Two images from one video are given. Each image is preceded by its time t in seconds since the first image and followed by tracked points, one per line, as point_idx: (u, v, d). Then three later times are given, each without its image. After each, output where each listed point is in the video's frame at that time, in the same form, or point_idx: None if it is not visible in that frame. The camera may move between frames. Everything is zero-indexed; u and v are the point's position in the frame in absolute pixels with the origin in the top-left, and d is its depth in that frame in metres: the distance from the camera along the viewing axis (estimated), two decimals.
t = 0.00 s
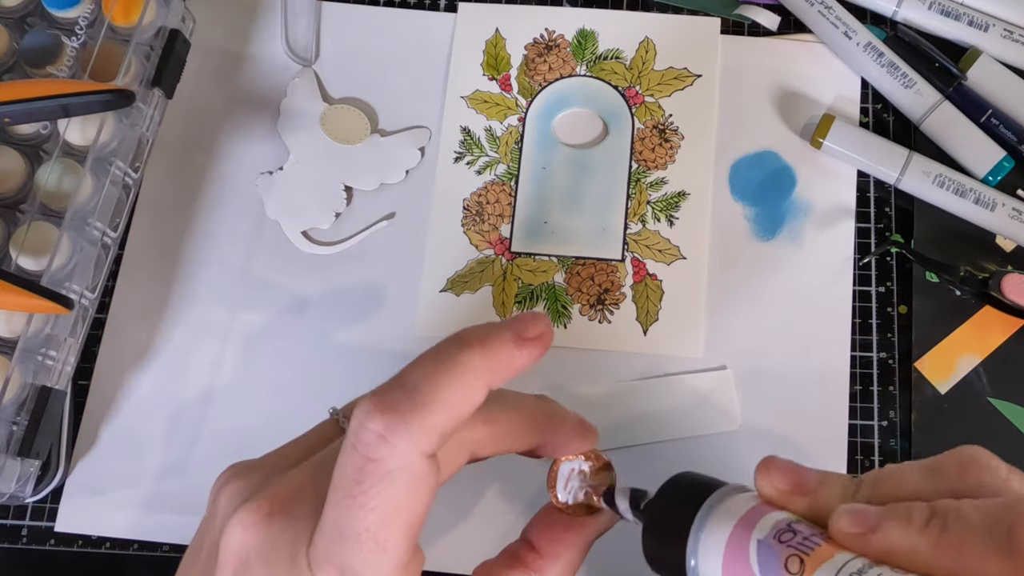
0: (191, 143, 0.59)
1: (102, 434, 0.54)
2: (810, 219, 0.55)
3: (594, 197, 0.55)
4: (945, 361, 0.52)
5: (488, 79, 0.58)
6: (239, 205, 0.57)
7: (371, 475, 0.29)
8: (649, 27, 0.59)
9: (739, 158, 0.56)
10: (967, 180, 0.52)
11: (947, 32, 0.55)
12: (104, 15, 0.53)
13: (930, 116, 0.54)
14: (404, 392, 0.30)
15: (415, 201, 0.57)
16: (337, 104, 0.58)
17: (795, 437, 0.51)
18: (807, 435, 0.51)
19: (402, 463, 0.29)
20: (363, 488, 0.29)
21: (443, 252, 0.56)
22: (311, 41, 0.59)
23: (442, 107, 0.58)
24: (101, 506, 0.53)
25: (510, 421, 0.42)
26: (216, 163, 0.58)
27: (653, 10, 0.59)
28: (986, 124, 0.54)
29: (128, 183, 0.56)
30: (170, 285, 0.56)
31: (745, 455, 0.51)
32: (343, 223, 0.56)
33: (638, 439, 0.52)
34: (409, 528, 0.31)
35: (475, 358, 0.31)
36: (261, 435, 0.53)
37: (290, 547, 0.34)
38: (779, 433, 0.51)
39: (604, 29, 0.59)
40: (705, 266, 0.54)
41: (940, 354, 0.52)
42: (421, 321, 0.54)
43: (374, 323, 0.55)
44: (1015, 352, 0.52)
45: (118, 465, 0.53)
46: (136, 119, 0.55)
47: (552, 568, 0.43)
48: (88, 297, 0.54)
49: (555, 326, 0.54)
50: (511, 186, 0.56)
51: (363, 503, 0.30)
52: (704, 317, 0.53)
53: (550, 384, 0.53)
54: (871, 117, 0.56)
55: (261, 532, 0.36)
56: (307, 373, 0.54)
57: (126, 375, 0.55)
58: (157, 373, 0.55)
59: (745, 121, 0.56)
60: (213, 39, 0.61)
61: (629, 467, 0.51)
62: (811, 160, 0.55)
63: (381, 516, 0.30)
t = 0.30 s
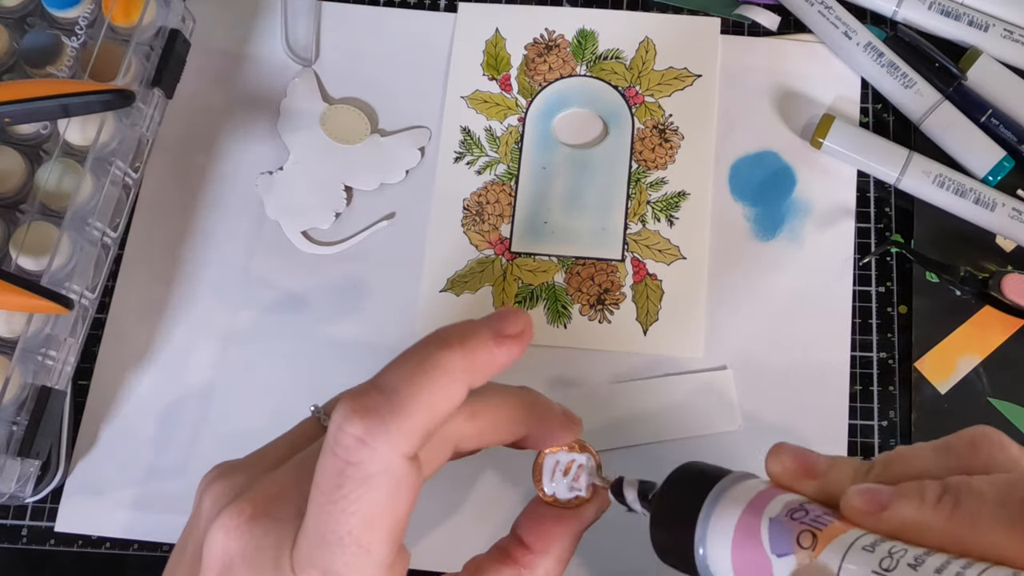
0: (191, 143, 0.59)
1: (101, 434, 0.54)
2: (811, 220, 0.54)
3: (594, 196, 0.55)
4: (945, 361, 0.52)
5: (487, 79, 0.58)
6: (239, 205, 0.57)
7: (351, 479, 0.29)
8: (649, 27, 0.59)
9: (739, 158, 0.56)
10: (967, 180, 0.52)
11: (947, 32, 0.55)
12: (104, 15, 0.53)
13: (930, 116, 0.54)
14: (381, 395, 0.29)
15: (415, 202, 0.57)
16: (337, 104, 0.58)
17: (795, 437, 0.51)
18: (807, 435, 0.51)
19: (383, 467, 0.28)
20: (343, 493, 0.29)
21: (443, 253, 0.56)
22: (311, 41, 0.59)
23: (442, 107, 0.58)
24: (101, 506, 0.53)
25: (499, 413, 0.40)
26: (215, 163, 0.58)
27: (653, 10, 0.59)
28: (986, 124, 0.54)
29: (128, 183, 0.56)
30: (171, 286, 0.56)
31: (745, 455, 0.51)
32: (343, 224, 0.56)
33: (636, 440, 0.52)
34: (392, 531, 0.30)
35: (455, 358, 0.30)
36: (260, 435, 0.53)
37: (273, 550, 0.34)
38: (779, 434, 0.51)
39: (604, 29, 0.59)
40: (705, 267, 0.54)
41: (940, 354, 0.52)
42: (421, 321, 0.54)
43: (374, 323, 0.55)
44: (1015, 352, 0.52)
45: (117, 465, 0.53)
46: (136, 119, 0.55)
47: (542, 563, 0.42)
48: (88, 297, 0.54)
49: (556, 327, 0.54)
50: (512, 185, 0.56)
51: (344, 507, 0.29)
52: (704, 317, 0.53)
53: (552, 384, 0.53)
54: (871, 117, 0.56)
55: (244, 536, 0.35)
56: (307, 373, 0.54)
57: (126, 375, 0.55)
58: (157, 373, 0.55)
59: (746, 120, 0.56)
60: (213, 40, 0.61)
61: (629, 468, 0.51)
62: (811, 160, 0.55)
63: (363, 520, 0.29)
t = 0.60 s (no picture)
0: (191, 143, 0.59)
1: (101, 433, 0.54)
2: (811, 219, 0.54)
3: (594, 196, 0.55)
4: (945, 361, 0.52)
5: (488, 79, 0.58)
6: (239, 204, 0.57)
7: (262, 437, 0.30)
8: (649, 26, 0.59)
9: (739, 158, 0.56)
10: (967, 180, 0.52)
11: (947, 32, 0.55)
12: (104, 15, 0.53)
13: (930, 116, 0.54)
14: (292, 356, 0.30)
15: (415, 202, 0.57)
16: (337, 104, 0.58)
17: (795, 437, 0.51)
18: (807, 434, 0.51)
19: (293, 426, 0.29)
20: (255, 449, 0.30)
21: (443, 252, 0.56)
22: (310, 40, 0.59)
23: (442, 107, 0.58)
24: (101, 506, 0.53)
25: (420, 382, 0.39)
26: (215, 163, 0.58)
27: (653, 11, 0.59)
28: (986, 124, 0.55)
29: (128, 183, 0.56)
30: (171, 285, 0.56)
31: (744, 456, 0.51)
32: (343, 223, 0.56)
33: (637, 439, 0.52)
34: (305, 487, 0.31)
35: (364, 322, 0.31)
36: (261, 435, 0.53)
37: (188, 509, 0.35)
38: (778, 434, 0.51)
39: (605, 29, 0.59)
40: (705, 267, 0.54)
41: (940, 354, 0.52)
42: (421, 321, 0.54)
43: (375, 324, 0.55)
44: (1015, 352, 0.52)
45: (117, 465, 0.53)
46: (136, 119, 0.55)
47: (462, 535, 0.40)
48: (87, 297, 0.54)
49: (556, 327, 0.54)
50: (512, 185, 0.56)
51: (256, 464, 0.30)
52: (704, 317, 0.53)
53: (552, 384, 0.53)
54: (871, 117, 0.56)
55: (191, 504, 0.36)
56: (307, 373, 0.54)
57: (126, 375, 0.55)
58: (157, 372, 0.55)
59: (745, 121, 0.56)
60: (213, 40, 0.61)
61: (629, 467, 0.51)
62: (811, 160, 0.55)
63: (274, 477, 0.30)
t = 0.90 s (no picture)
0: (191, 143, 0.59)
1: (101, 433, 0.54)
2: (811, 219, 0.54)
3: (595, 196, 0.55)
4: (944, 361, 0.52)
5: (488, 79, 0.58)
6: (239, 204, 0.57)
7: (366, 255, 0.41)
8: (649, 26, 0.59)
9: (739, 158, 0.56)
10: (967, 180, 0.52)
11: (947, 32, 0.55)
12: (104, 15, 0.53)
13: (930, 116, 0.54)
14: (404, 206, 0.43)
15: (415, 202, 0.57)
16: (337, 104, 0.58)
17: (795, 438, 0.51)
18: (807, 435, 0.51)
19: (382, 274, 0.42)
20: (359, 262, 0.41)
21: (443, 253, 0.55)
22: (310, 40, 0.59)
23: (442, 107, 0.58)
24: (101, 505, 0.53)
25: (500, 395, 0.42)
26: (215, 163, 0.58)
27: (653, 11, 0.59)
28: (986, 124, 0.55)
29: (129, 182, 0.56)
30: (172, 285, 0.56)
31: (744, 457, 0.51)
32: (343, 224, 0.56)
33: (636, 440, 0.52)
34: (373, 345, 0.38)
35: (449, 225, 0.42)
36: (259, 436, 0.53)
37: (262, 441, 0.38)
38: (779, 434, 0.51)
39: (604, 28, 0.59)
40: (705, 267, 0.54)
41: (940, 354, 0.52)
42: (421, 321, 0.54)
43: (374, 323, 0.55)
44: (1015, 352, 0.52)
45: (117, 464, 0.53)
46: (136, 119, 0.55)
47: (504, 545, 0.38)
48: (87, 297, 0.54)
49: (556, 327, 0.54)
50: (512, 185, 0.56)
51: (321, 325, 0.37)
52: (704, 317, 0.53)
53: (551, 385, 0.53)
54: (871, 117, 0.56)
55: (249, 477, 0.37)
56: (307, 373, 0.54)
57: (127, 374, 0.55)
58: (157, 373, 0.55)
59: (746, 121, 0.56)
60: (213, 40, 0.61)
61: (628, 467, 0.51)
62: (811, 160, 0.55)
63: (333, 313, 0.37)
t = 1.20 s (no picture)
0: (191, 143, 0.59)
1: (100, 433, 0.54)
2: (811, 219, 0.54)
3: (595, 196, 0.55)
4: (944, 361, 0.52)
5: (488, 79, 0.58)
6: (239, 203, 0.57)
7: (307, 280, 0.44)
8: (650, 25, 0.59)
9: (739, 157, 0.56)
10: (967, 180, 0.52)
11: (946, 32, 0.55)
12: (104, 15, 0.53)
13: (930, 116, 0.54)
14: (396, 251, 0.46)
15: (415, 202, 0.57)
16: (337, 104, 0.58)
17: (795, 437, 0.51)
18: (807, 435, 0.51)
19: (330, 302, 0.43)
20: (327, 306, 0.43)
21: (443, 253, 0.56)
22: (311, 40, 0.59)
23: (442, 107, 0.58)
24: (101, 505, 0.53)
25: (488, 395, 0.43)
26: (216, 163, 0.58)
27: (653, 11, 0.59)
28: (986, 124, 0.54)
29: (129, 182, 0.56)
30: (172, 284, 0.56)
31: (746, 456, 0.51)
32: (343, 224, 0.56)
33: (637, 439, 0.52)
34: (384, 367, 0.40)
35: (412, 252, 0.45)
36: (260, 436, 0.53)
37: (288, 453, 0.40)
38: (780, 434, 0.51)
39: (605, 28, 0.59)
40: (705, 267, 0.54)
41: (940, 354, 0.52)
42: (421, 321, 0.54)
43: (374, 324, 0.55)
44: (1015, 352, 0.52)
45: (117, 464, 0.53)
46: (136, 120, 0.55)
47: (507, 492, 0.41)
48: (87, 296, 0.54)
49: (555, 327, 0.54)
50: (512, 185, 0.56)
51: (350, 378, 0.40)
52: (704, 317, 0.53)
53: (551, 384, 0.53)
54: (871, 117, 0.56)
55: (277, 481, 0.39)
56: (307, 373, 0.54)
57: (126, 374, 0.55)
58: (158, 372, 0.55)
59: (746, 120, 0.56)
60: (213, 39, 0.61)
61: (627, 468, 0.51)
62: (811, 160, 0.56)
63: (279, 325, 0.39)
